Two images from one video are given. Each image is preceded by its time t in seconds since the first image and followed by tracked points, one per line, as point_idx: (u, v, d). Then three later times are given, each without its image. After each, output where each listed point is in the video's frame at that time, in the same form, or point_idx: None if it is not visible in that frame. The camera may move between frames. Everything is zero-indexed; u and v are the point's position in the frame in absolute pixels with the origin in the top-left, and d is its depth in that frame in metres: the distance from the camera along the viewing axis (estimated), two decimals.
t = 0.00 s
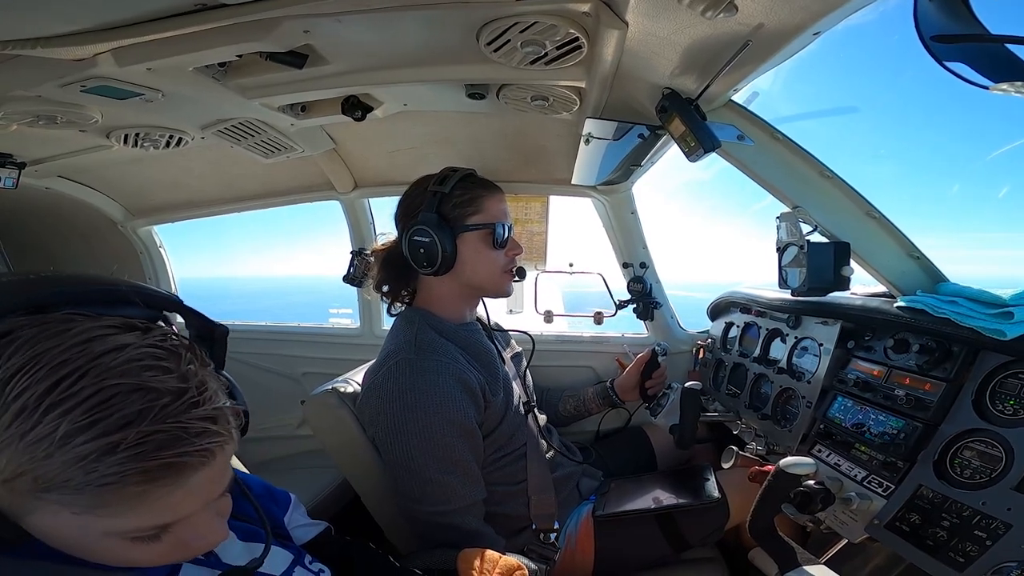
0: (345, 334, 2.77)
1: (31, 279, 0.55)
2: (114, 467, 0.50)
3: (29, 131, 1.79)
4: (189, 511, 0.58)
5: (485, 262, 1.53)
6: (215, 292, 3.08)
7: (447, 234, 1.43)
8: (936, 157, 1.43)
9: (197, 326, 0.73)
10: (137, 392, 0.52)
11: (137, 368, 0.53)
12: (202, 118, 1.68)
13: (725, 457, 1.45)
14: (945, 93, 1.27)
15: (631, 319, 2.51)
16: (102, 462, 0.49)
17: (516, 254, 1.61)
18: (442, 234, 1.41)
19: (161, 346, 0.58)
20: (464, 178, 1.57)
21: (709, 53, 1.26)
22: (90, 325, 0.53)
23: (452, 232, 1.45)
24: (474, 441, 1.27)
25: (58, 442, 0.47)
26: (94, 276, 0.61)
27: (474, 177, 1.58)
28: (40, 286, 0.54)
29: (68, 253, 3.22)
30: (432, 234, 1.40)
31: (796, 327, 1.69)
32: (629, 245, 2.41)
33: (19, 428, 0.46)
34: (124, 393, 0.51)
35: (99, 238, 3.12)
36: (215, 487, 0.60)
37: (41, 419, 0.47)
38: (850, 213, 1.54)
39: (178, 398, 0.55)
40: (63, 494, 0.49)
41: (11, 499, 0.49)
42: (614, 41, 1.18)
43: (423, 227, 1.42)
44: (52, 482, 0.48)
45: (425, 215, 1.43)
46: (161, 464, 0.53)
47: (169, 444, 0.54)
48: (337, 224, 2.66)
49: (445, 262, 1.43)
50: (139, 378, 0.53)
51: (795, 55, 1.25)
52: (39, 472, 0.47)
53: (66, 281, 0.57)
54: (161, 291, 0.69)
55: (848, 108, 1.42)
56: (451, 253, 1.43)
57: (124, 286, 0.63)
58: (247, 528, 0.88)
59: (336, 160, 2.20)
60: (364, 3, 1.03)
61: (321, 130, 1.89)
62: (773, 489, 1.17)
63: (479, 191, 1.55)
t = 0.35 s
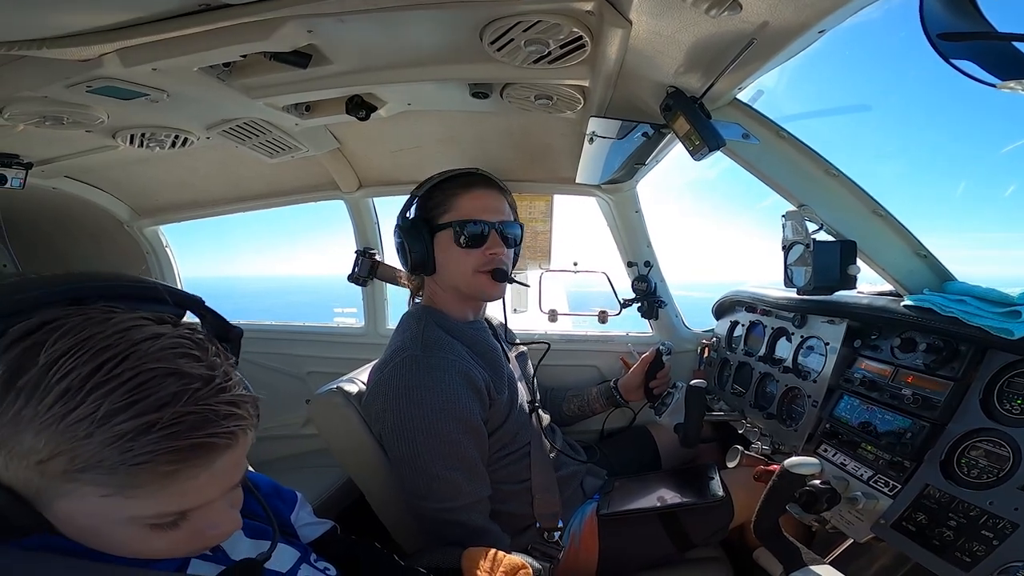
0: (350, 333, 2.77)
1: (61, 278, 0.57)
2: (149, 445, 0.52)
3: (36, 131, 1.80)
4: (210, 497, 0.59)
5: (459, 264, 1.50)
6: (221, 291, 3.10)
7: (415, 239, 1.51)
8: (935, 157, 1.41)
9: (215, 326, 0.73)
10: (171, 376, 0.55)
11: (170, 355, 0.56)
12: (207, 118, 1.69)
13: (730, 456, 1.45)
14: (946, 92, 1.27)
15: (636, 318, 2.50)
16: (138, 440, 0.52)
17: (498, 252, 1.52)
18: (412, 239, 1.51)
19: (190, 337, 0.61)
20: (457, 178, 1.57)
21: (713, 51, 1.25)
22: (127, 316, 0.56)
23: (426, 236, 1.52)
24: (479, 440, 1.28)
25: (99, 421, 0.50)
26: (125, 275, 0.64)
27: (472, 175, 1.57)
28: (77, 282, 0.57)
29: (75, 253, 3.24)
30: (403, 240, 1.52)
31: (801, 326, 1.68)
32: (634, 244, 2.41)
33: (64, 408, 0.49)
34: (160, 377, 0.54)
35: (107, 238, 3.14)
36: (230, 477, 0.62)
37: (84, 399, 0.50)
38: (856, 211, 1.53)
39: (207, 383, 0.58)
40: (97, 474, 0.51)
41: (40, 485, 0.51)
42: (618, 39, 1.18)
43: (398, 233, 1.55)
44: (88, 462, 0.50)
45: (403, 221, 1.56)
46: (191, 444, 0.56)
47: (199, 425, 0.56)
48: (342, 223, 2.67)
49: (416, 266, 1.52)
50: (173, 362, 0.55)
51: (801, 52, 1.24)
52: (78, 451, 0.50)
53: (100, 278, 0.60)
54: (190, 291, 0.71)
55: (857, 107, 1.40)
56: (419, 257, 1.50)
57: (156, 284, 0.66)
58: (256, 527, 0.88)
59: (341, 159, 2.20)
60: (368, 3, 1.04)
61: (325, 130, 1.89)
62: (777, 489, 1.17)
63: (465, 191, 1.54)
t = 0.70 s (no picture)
0: (347, 333, 2.77)
1: (73, 274, 0.55)
2: (167, 439, 0.53)
3: (31, 131, 1.79)
4: (218, 494, 0.60)
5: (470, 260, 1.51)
6: (217, 291, 3.09)
7: (426, 232, 1.49)
8: (932, 156, 1.43)
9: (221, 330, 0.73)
10: (189, 372, 0.55)
11: (187, 352, 0.56)
12: (203, 118, 1.68)
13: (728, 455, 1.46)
14: (942, 93, 1.28)
15: (633, 317, 2.50)
16: (157, 434, 0.53)
17: (508, 249, 1.56)
18: (421, 232, 1.48)
19: (203, 336, 0.61)
20: (460, 177, 1.57)
21: (711, 51, 1.25)
22: (145, 314, 0.56)
23: (435, 230, 1.50)
24: (476, 435, 1.27)
25: (119, 415, 0.51)
26: (134, 275, 0.63)
27: (475, 176, 1.58)
28: (94, 279, 0.56)
29: (70, 253, 3.22)
30: (412, 233, 1.49)
31: (798, 325, 1.69)
32: (631, 243, 2.41)
33: (85, 403, 0.49)
34: (179, 373, 0.54)
35: (104, 238, 3.12)
36: (237, 474, 0.62)
37: (105, 394, 0.50)
38: (853, 209, 1.53)
39: (221, 381, 0.59)
40: (114, 467, 0.51)
41: (54, 479, 0.51)
42: (615, 39, 1.17)
43: (405, 227, 1.52)
44: (105, 456, 0.51)
45: (411, 215, 1.52)
46: (206, 439, 0.56)
47: (215, 420, 0.57)
48: (339, 223, 2.66)
49: (426, 259, 1.49)
50: (190, 360, 0.56)
51: (797, 52, 1.24)
52: (97, 445, 0.50)
53: (116, 279, 0.59)
54: (198, 294, 0.70)
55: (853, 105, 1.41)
56: (430, 250, 1.48)
57: (169, 287, 0.65)
58: (256, 526, 0.88)
59: (338, 159, 2.20)
60: (366, 2, 1.03)
61: (322, 129, 1.89)
62: (774, 487, 1.17)
63: (471, 189, 1.54)
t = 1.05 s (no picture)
0: (340, 335, 2.75)
1: (52, 280, 0.56)
2: (142, 455, 0.52)
3: (18, 132, 1.77)
4: (201, 506, 0.59)
5: (493, 263, 1.53)
6: (208, 293, 3.06)
7: (458, 235, 1.45)
8: (929, 157, 1.44)
9: (204, 332, 0.74)
10: (163, 385, 0.55)
11: (163, 364, 0.56)
12: (194, 119, 1.66)
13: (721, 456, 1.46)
14: (937, 92, 1.28)
15: (626, 318, 2.51)
16: (130, 450, 0.52)
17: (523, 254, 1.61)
18: (452, 233, 1.43)
19: (182, 345, 0.60)
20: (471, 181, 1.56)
21: (703, 53, 1.26)
22: (118, 324, 0.56)
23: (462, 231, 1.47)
24: (483, 446, 1.28)
25: (91, 431, 0.50)
26: (110, 280, 0.62)
27: (481, 182, 1.57)
28: (66, 288, 0.56)
29: (58, 255, 3.18)
30: (443, 235, 1.43)
31: (790, 325, 1.70)
32: (624, 245, 2.41)
33: (54, 419, 0.49)
34: (153, 387, 0.54)
35: (92, 240, 3.09)
36: (222, 484, 0.61)
37: (75, 409, 0.49)
38: (844, 211, 1.55)
39: (199, 393, 0.58)
40: (88, 484, 0.51)
41: (28, 494, 0.50)
42: (608, 40, 1.18)
43: (433, 228, 1.44)
44: (79, 472, 0.50)
45: (435, 215, 1.46)
46: (184, 454, 0.55)
47: (193, 434, 0.56)
48: (332, 225, 2.65)
49: (455, 262, 1.45)
50: (166, 372, 0.55)
51: (790, 53, 1.25)
52: (69, 462, 0.49)
53: (93, 284, 0.59)
54: (177, 298, 0.70)
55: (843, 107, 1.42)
56: (461, 253, 1.44)
57: (146, 290, 0.64)
58: (246, 528, 0.87)
59: (330, 160, 2.19)
60: (359, 3, 1.03)
61: (314, 131, 1.88)
62: (768, 487, 1.17)
63: (484, 194, 1.54)
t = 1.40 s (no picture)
0: (336, 335, 2.75)
1: (34, 284, 0.55)
2: (130, 464, 0.52)
3: (11, 131, 1.76)
4: (193, 512, 0.59)
5: (488, 266, 1.53)
6: (203, 294, 3.05)
7: (454, 237, 1.45)
8: (928, 157, 1.44)
9: (197, 332, 0.74)
10: (152, 393, 0.54)
11: (151, 370, 0.55)
12: (190, 118, 1.66)
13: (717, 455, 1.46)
14: (935, 93, 1.29)
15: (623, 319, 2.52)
16: (119, 459, 0.51)
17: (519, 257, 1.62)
18: (449, 236, 1.43)
19: (172, 350, 0.60)
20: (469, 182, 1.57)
21: (699, 53, 1.26)
22: (105, 329, 0.55)
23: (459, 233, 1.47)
24: (479, 444, 1.28)
25: (77, 440, 0.49)
26: (99, 282, 0.62)
27: (478, 183, 1.58)
28: (52, 291, 0.56)
29: (52, 255, 3.16)
30: (440, 237, 1.43)
31: (785, 325, 1.71)
32: (620, 245, 2.42)
33: (40, 427, 0.48)
34: (141, 394, 0.53)
35: (86, 240, 3.07)
36: (218, 488, 0.62)
37: (61, 417, 0.49)
38: (839, 213, 1.55)
39: (189, 400, 0.57)
40: (77, 492, 0.50)
41: (18, 500, 0.50)
42: (605, 41, 1.18)
43: (429, 231, 1.44)
44: (67, 480, 0.50)
45: (431, 217, 1.46)
46: (174, 462, 0.55)
47: (183, 442, 0.56)
48: (328, 225, 2.65)
49: (451, 265, 1.45)
50: (154, 379, 0.55)
51: (787, 53, 1.25)
52: (56, 470, 0.49)
53: (81, 285, 0.59)
54: (165, 297, 0.69)
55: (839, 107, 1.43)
56: (457, 256, 1.44)
57: (133, 291, 0.64)
58: (242, 531, 0.87)
59: (327, 160, 2.19)
60: (356, 3, 1.03)
61: (311, 131, 1.88)
62: (765, 487, 1.18)
63: (483, 196, 1.54)
